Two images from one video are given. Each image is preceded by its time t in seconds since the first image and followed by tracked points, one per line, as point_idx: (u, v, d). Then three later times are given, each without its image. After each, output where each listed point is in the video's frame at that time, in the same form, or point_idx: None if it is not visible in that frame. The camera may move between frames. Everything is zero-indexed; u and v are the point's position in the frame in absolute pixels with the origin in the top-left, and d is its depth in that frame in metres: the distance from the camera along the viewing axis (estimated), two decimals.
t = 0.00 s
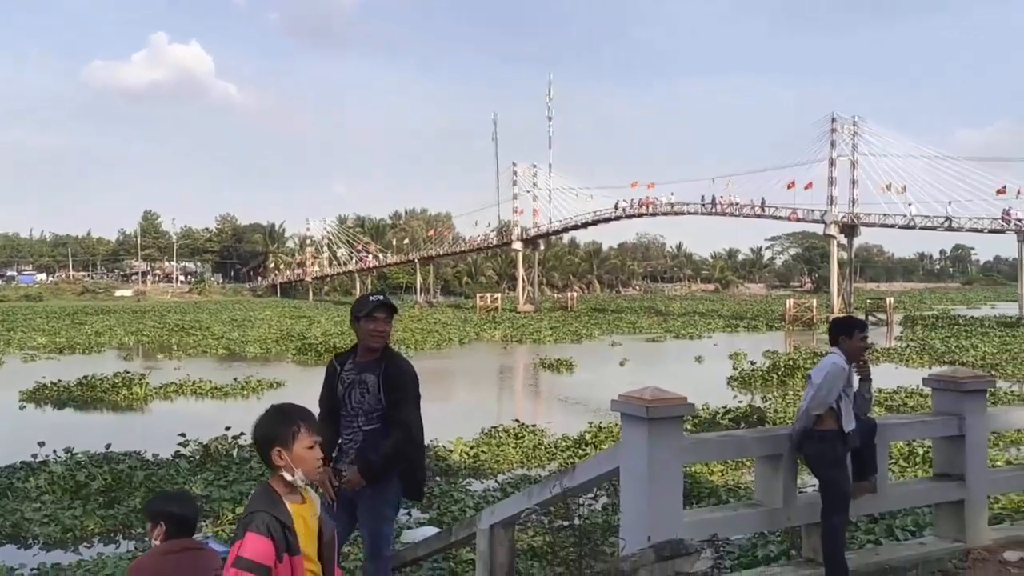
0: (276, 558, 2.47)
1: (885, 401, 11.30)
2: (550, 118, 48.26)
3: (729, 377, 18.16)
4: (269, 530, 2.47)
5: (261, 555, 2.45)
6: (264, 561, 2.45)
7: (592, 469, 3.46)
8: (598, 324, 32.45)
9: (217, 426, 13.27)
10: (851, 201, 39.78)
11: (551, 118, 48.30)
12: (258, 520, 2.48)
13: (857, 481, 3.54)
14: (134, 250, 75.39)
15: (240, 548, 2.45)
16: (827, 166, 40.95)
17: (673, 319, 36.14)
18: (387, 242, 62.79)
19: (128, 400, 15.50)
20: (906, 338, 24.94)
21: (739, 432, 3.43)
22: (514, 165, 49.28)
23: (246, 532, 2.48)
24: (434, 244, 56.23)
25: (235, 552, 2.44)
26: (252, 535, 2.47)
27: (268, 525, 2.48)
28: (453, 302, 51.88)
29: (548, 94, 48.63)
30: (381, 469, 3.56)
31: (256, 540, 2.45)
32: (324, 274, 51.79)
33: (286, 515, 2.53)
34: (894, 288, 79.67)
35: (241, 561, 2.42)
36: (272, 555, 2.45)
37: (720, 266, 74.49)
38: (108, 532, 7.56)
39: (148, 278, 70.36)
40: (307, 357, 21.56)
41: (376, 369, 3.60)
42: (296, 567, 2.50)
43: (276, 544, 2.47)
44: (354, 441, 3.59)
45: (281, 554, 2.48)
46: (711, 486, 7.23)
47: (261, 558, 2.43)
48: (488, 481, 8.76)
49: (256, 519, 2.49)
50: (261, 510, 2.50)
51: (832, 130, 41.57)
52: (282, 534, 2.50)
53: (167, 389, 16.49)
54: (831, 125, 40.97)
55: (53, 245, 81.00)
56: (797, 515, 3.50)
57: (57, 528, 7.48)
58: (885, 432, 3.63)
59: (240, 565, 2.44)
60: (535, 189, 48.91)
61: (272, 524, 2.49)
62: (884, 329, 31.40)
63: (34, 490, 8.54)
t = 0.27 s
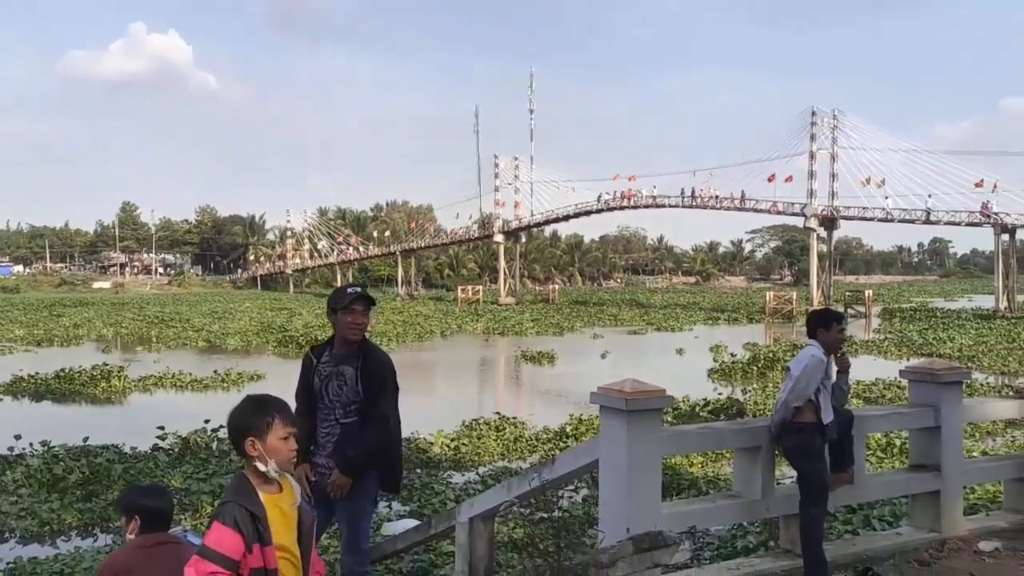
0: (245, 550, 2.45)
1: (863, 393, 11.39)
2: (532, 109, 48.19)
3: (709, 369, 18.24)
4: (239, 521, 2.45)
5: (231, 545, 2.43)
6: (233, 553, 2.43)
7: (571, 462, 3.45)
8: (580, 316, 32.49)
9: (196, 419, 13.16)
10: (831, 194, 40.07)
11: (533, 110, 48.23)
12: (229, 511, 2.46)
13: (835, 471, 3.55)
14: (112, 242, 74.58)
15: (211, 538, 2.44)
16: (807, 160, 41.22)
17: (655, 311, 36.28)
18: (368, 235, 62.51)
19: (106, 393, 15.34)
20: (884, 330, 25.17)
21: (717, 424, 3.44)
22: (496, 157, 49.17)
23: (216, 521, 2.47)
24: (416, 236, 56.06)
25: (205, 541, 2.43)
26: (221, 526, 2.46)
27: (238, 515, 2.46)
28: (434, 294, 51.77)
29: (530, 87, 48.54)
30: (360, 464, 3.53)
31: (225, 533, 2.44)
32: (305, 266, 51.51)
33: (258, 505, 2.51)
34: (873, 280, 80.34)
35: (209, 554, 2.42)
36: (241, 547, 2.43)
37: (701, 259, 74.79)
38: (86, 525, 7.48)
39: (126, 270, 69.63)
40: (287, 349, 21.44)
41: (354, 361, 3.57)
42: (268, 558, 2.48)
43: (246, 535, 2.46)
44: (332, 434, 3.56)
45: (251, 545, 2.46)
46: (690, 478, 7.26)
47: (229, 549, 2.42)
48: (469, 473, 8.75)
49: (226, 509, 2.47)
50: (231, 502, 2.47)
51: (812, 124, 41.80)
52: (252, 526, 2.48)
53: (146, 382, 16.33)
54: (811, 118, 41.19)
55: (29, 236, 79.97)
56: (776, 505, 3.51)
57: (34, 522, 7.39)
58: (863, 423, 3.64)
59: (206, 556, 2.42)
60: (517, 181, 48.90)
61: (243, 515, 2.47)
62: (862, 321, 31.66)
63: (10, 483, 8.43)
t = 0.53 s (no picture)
0: (223, 544, 2.43)
1: (847, 386, 11.47)
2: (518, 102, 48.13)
3: (694, 363, 18.31)
4: (216, 516, 2.42)
5: (208, 540, 2.41)
6: (210, 547, 2.41)
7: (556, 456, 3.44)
8: (566, 310, 32.53)
9: (180, 413, 13.08)
10: (815, 188, 40.26)
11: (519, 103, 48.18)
12: (207, 504, 2.43)
13: (818, 465, 3.56)
14: (95, 235, 73.97)
15: (188, 531, 2.42)
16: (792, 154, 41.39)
17: (641, 305, 36.38)
18: (353, 228, 62.28)
19: (89, 387, 15.23)
20: (868, 325, 25.36)
21: (702, 418, 3.44)
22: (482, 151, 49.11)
23: (195, 516, 2.45)
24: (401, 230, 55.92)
25: (183, 533, 2.41)
26: (199, 520, 2.43)
27: (217, 509, 2.44)
28: (420, 288, 51.69)
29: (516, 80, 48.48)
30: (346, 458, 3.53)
31: (205, 528, 2.42)
32: (290, 259, 51.31)
33: (237, 499, 2.48)
34: (856, 275, 80.88)
35: (188, 549, 2.40)
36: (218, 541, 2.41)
37: (686, 253, 75.02)
38: (69, 520, 7.41)
39: (109, 263, 69.10)
40: (272, 343, 21.35)
41: (337, 356, 3.54)
42: (245, 552, 2.45)
43: (223, 530, 2.43)
44: (315, 428, 3.54)
45: (227, 540, 2.43)
46: (675, 471, 7.27)
47: (206, 543, 2.40)
48: (454, 467, 8.73)
49: (206, 503, 2.44)
50: (212, 497, 2.45)
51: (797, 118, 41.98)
52: (230, 521, 2.45)
53: (130, 375, 16.22)
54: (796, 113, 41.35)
55: (10, 229, 79.18)
56: (760, 499, 3.52)
57: (16, 517, 7.31)
58: (846, 417, 3.64)
59: (184, 549, 2.40)
60: (503, 175, 48.88)
61: (222, 510, 2.44)
62: (846, 314, 31.87)
63: None
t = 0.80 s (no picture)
0: (193, 538, 2.38)
1: (825, 379, 11.58)
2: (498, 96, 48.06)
3: (673, 356, 18.40)
4: (188, 510, 2.38)
5: (179, 533, 2.36)
6: (180, 540, 2.36)
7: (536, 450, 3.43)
8: (546, 304, 32.57)
9: (158, 408, 12.94)
10: (794, 183, 40.51)
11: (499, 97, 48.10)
12: (180, 497, 2.39)
13: (798, 458, 3.57)
14: (71, 228, 73.08)
15: (160, 524, 2.38)
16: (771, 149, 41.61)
17: (621, 299, 36.50)
18: (333, 222, 61.94)
19: (65, 381, 15.05)
20: (845, 318, 25.57)
21: (681, 412, 3.44)
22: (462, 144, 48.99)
23: (167, 510, 2.41)
24: (381, 224, 55.68)
25: (155, 526, 2.37)
26: (171, 513, 2.39)
27: (190, 502, 2.40)
28: (400, 282, 51.51)
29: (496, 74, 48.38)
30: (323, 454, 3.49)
31: (177, 521, 2.37)
32: (268, 253, 50.97)
33: (211, 493, 2.44)
34: (834, 269, 81.60)
35: (160, 541, 2.35)
36: (189, 534, 2.37)
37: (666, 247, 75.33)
38: (43, 516, 7.30)
39: (85, 257, 68.30)
40: (251, 337, 21.20)
41: (316, 350, 3.50)
42: (215, 547, 2.40)
43: (193, 524, 2.38)
44: (293, 423, 3.50)
45: (198, 534, 2.39)
46: (654, 465, 7.29)
47: (176, 536, 2.35)
48: (434, 461, 8.71)
49: (179, 495, 2.40)
50: (186, 489, 2.41)
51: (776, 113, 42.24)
52: (201, 516, 2.41)
53: (106, 369, 16.04)
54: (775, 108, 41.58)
55: None
56: (739, 492, 3.53)
57: None
58: (826, 411, 3.64)
59: (155, 543, 2.35)
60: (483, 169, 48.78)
61: (195, 503, 2.40)
62: (824, 308, 32.15)
63: None
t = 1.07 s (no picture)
0: (173, 538, 2.34)
1: (807, 378, 11.65)
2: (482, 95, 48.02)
3: (658, 355, 18.47)
4: (170, 510, 2.35)
5: (160, 533, 2.33)
6: (161, 539, 2.33)
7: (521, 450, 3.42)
8: (531, 303, 32.60)
9: (140, 407, 12.83)
10: (777, 183, 40.74)
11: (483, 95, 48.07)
12: (161, 498, 2.36)
13: (782, 457, 3.56)
14: (51, 227, 72.38)
15: (141, 524, 2.34)
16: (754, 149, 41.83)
17: (605, 298, 36.58)
18: (316, 220, 61.66)
19: (46, 381, 14.89)
20: (828, 317, 25.75)
21: (667, 411, 3.44)
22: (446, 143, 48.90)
23: (149, 510, 2.37)
24: (365, 223, 55.52)
25: (137, 526, 2.33)
26: (153, 514, 2.35)
27: (173, 503, 2.37)
28: (384, 280, 51.44)
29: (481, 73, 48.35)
30: (310, 455, 3.45)
31: (157, 523, 2.34)
32: (252, 252, 50.69)
33: (193, 494, 2.41)
34: (816, 268, 82.14)
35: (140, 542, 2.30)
36: (169, 535, 2.33)
37: (650, 247, 75.59)
38: (24, 517, 7.21)
39: (66, 256, 67.66)
40: (235, 336, 21.06)
41: (301, 348, 3.47)
42: (194, 549, 2.36)
43: (174, 524, 2.35)
44: (277, 423, 3.47)
45: (179, 534, 2.35)
46: (640, 464, 7.30)
47: (157, 536, 2.32)
48: (418, 460, 8.68)
49: (161, 496, 2.37)
50: (169, 491, 2.37)
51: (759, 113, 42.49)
52: (183, 516, 2.38)
53: (88, 369, 15.88)
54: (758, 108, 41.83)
55: None
56: (725, 492, 3.53)
57: None
58: (809, 410, 3.65)
59: (135, 544, 2.32)
60: (467, 168, 48.77)
61: (177, 505, 2.36)
62: (807, 308, 32.35)
63: None
